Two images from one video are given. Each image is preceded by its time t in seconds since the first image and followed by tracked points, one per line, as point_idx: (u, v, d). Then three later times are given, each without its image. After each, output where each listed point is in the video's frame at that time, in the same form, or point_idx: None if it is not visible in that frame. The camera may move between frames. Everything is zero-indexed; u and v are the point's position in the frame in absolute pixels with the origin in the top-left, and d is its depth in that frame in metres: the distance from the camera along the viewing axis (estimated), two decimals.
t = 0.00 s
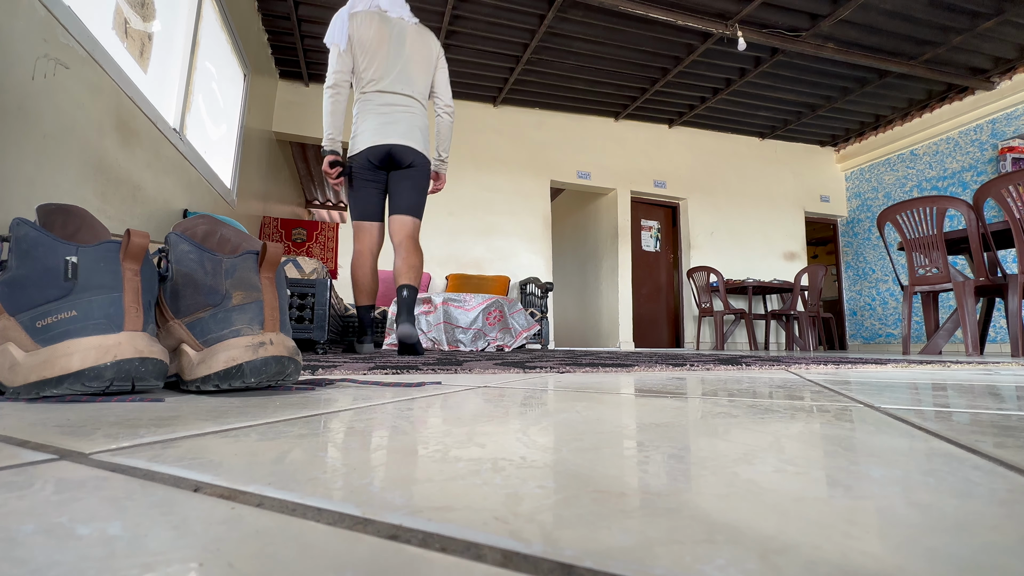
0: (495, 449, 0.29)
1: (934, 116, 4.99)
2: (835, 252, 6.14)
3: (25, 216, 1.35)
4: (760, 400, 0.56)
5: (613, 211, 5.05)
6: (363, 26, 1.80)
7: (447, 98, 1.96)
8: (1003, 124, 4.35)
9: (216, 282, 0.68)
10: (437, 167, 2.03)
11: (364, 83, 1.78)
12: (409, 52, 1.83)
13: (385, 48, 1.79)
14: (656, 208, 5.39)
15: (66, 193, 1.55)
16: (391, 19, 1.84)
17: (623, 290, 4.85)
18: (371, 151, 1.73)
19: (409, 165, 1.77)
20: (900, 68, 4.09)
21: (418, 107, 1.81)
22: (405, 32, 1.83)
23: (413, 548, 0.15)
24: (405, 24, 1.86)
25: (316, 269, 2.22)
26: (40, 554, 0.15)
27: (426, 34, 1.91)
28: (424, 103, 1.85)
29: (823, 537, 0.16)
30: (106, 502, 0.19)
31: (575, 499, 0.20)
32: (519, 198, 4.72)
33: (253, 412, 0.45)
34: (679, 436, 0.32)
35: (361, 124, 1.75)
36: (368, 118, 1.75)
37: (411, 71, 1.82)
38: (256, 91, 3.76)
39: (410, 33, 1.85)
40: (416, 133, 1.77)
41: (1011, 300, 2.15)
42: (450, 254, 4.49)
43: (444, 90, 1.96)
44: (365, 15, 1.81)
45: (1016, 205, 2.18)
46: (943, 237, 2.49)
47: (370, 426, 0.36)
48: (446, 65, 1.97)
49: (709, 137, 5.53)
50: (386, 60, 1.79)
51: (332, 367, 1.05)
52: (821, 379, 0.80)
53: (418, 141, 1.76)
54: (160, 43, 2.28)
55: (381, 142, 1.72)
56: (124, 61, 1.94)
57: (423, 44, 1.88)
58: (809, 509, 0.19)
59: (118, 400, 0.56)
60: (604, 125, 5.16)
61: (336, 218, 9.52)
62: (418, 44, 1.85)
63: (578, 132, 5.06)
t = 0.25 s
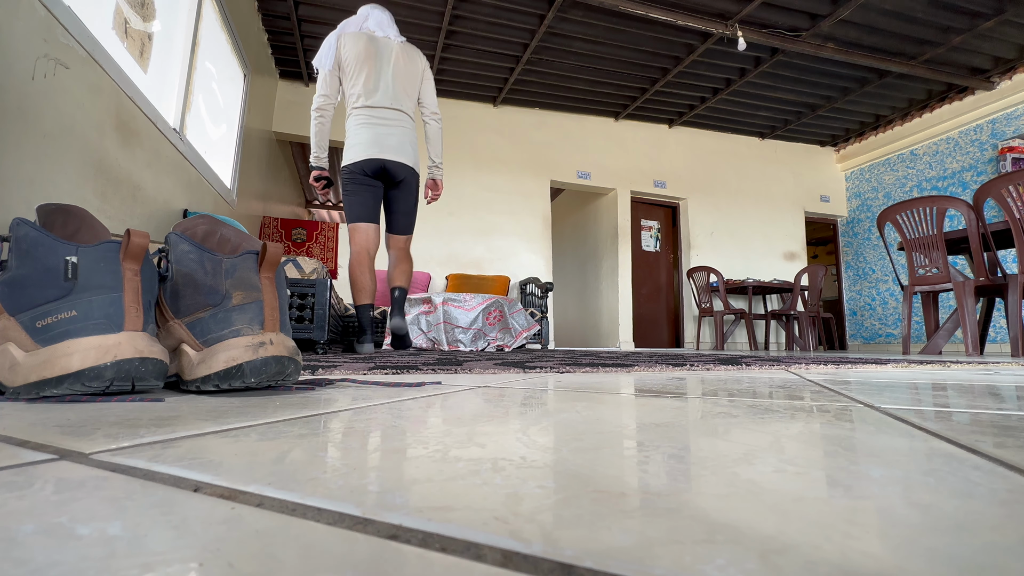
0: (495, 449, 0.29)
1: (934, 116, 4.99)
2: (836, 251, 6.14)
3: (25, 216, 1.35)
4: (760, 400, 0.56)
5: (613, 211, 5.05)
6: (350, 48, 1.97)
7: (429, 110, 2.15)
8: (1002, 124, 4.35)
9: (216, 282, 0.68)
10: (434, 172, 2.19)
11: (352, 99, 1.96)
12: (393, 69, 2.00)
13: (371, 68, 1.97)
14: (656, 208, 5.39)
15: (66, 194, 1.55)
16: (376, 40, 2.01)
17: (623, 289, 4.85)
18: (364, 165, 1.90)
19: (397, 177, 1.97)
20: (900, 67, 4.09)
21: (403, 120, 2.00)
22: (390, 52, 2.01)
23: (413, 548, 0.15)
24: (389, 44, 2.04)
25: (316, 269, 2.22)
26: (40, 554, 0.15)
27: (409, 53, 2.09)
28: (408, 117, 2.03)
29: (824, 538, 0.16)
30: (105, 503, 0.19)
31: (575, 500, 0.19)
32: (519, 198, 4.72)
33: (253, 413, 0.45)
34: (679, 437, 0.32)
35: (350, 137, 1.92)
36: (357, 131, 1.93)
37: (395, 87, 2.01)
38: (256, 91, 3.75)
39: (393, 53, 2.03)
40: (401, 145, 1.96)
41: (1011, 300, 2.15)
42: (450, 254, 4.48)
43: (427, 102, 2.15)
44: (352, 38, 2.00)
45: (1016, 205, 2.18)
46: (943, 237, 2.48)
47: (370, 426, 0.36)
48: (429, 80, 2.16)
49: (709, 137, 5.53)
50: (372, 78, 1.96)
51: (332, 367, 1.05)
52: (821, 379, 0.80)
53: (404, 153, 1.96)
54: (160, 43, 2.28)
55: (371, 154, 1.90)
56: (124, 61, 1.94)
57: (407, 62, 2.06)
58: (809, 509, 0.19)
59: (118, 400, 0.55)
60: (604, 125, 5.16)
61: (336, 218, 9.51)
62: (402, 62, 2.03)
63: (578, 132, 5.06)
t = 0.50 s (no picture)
0: (494, 448, 0.29)
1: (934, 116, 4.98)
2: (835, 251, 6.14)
3: (24, 216, 1.35)
4: (760, 400, 0.56)
5: (613, 211, 5.05)
6: (350, 68, 2.01)
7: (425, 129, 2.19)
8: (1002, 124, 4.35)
9: (216, 282, 0.68)
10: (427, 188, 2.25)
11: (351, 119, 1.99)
12: (392, 90, 2.04)
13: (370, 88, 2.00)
14: (655, 208, 5.39)
15: (66, 194, 1.55)
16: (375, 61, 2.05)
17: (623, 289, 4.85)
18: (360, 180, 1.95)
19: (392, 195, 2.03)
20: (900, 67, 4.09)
21: (400, 140, 2.04)
22: (389, 73, 2.05)
23: (414, 547, 0.15)
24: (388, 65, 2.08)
25: (316, 270, 2.22)
26: (40, 554, 0.15)
27: (408, 73, 2.13)
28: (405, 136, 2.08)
29: (823, 536, 0.16)
30: (106, 502, 0.19)
31: (575, 499, 0.19)
32: (519, 198, 4.72)
33: (252, 412, 0.45)
34: (677, 436, 0.33)
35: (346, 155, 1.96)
36: (353, 150, 1.97)
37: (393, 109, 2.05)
38: (256, 91, 3.75)
39: (392, 73, 2.07)
40: (396, 165, 2.01)
41: (1011, 300, 2.15)
42: (450, 254, 4.48)
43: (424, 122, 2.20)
44: (353, 58, 2.03)
45: (1016, 205, 2.18)
46: (943, 237, 2.48)
47: (369, 425, 0.37)
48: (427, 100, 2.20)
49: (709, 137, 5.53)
50: (370, 97, 1.99)
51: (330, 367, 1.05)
52: (821, 379, 0.80)
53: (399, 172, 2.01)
54: (160, 43, 2.28)
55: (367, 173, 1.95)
56: (124, 61, 1.94)
57: (405, 82, 2.10)
58: (808, 508, 0.19)
59: (119, 400, 0.56)
60: (604, 125, 5.16)
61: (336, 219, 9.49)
62: (401, 85, 2.07)
63: (578, 132, 5.06)
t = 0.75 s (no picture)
0: (495, 449, 0.29)
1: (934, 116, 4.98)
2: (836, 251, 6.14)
3: (24, 215, 1.35)
4: (760, 400, 0.56)
5: (613, 211, 5.04)
6: (357, 86, 2.15)
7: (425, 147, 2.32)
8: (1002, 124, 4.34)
9: (216, 282, 0.68)
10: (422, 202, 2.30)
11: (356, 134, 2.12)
12: (395, 109, 2.18)
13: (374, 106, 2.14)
14: (655, 208, 5.39)
15: (66, 194, 1.55)
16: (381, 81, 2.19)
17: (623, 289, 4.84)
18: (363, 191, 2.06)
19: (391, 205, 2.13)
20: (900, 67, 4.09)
21: (400, 156, 2.16)
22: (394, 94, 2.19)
23: (414, 547, 0.15)
24: (392, 86, 2.22)
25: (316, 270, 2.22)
26: (39, 554, 0.15)
27: (411, 95, 2.27)
28: (405, 153, 2.21)
29: (824, 537, 0.16)
30: (105, 502, 0.19)
31: (575, 500, 0.19)
32: (519, 198, 4.72)
33: (253, 412, 0.45)
34: (678, 437, 0.32)
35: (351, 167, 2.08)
36: (356, 162, 2.09)
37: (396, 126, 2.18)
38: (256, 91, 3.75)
39: (395, 94, 2.21)
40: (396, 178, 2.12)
41: (1011, 300, 2.15)
42: (450, 254, 4.48)
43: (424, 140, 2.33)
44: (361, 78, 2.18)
45: (1016, 205, 2.18)
46: (943, 237, 2.48)
47: (369, 425, 0.36)
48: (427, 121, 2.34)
49: (709, 137, 5.53)
50: (373, 115, 2.13)
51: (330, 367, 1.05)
52: (822, 379, 0.80)
53: (399, 184, 2.12)
54: (160, 43, 2.28)
55: (368, 183, 2.06)
56: (124, 61, 1.94)
57: (407, 103, 2.24)
58: (809, 508, 0.19)
59: (120, 399, 0.56)
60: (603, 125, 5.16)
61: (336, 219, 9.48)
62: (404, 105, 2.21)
63: (578, 132, 5.06)
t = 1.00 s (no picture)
0: (495, 449, 0.29)
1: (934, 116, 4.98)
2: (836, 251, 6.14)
3: (25, 216, 1.35)
4: (760, 400, 0.56)
5: (613, 211, 5.04)
6: (358, 98, 2.23)
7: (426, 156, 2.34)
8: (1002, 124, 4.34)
9: (216, 282, 0.68)
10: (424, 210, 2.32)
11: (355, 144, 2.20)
12: (393, 120, 2.23)
13: (372, 116, 2.21)
14: (655, 208, 5.39)
15: (66, 194, 1.55)
16: (381, 93, 2.26)
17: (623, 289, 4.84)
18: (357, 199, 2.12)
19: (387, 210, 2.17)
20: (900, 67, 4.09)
21: (396, 162, 2.20)
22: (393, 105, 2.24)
23: (414, 547, 0.15)
24: (393, 97, 2.28)
25: (316, 270, 2.22)
26: (39, 554, 0.15)
27: (411, 106, 2.32)
28: (402, 160, 2.24)
29: (825, 537, 0.16)
30: (105, 502, 0.19)
31: (575, 500, 0.20)
32: (519, 198, 4.72)
33: (253, 412, 0.45)
34: (678, 437, 0.32)
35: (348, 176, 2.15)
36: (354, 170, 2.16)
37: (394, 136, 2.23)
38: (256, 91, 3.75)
39: (395, 104, 2.26)
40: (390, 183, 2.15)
41: (1011, 300, 2.15)
42: (451, 254, 4.48)
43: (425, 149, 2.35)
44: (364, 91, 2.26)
45: (1016, 205, 2.18)
46: (943, 237, 2.48)
47: (369, 425, 0.36)
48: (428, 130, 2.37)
49: (709, 137, 5.52)
50: (371, 124, 2.20)
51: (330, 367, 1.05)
52: (822, 379, 0.80)
53: (393, 189, 2.15)
54: (160, 43, 2.28)
55: (362, 191, 2.12)
56: (124, 61, 1.94)
57: (406, 113, 2.29)
58: (810, 508, 0.19)
59: (119, 399, 0.56)
60: (603, 125, 5.15)
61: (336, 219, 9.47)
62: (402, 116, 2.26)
63: (578, 132, 5.06)
